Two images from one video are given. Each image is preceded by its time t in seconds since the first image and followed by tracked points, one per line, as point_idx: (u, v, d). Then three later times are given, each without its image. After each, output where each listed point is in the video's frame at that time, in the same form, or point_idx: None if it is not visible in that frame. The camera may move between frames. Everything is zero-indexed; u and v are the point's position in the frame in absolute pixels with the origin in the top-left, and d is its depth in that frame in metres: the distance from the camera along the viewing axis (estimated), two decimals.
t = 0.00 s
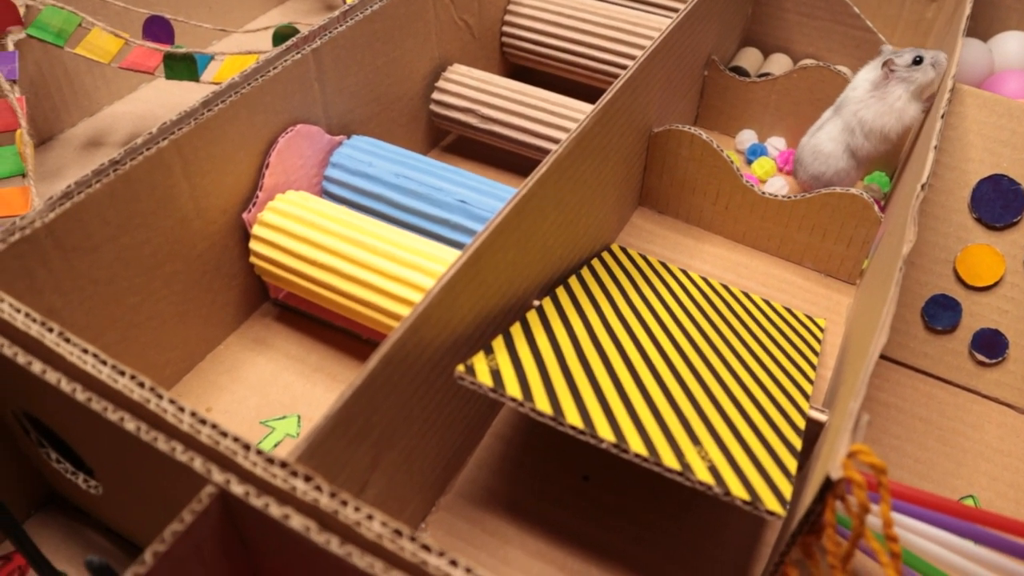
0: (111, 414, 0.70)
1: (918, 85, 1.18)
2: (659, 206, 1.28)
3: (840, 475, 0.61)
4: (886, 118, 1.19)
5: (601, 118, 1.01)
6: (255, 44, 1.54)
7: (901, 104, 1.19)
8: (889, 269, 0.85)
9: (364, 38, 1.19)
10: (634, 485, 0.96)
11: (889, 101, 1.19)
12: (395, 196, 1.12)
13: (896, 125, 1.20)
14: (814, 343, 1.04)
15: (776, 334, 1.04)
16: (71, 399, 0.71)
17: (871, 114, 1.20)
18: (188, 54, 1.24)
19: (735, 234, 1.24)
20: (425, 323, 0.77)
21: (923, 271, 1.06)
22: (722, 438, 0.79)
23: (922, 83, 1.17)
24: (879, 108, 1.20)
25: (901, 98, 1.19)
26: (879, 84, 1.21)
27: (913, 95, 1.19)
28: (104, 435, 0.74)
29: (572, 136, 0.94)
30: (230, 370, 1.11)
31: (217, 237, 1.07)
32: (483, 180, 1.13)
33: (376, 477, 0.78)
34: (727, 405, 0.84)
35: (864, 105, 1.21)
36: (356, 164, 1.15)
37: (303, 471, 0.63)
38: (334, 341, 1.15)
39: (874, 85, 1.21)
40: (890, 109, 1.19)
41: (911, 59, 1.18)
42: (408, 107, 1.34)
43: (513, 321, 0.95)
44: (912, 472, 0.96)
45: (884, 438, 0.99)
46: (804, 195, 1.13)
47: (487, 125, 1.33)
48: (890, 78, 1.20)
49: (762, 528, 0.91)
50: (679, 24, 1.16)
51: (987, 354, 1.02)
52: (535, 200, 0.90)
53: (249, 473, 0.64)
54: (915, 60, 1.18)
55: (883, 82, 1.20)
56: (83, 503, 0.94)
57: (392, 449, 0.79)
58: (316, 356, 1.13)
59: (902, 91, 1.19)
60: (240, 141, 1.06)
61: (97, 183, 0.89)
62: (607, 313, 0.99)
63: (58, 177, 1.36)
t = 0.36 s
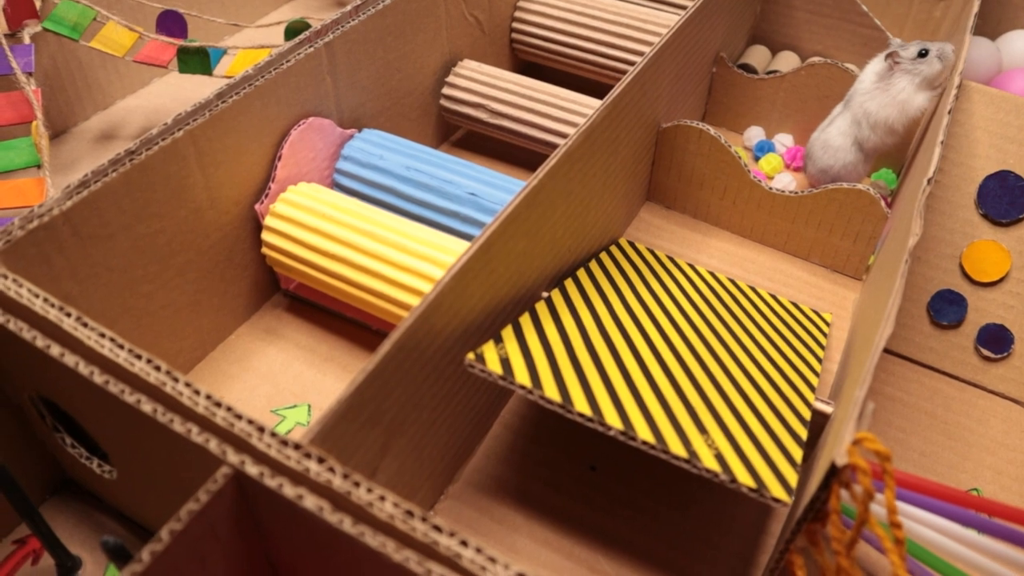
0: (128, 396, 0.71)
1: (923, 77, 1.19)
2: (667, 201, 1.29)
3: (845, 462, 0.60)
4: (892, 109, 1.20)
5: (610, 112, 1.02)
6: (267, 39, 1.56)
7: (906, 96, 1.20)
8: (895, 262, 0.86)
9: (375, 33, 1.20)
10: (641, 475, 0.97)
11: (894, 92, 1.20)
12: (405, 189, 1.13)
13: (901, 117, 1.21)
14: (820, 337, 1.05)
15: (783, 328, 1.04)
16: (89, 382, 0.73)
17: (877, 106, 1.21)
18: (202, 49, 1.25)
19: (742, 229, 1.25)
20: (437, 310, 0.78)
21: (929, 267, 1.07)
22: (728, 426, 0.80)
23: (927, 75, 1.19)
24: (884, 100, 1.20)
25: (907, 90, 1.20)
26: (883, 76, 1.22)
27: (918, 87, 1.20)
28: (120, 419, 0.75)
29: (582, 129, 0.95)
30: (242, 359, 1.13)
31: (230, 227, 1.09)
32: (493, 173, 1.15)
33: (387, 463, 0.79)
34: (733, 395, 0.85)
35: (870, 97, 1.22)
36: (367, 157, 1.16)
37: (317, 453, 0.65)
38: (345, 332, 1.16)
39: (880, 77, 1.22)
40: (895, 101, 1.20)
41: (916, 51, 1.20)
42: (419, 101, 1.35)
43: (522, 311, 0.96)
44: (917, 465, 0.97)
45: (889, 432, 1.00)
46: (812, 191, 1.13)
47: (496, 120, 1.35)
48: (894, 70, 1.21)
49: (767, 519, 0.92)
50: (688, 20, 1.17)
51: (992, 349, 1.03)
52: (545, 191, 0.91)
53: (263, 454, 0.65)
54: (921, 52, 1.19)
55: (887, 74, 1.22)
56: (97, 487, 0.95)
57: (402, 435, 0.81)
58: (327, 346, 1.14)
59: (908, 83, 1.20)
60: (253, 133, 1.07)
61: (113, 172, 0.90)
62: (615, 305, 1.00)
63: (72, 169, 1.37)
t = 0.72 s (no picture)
0: (137, 388, 0.72)
1: (925, 73, 1.18)
2: (671, 199, 1.30)
3: (848, 456, 0.60)
4: (893, 107, 1.20)
5: (615, 109, 1.02)
6: (273, 36, 1.56)
7: (908, 92, 1.19)
8: (898, 259, 0.86)
9: (381, 31, 1.21)
10: (644, 471, 0.97)
11: (896, 89, 1.20)
12: (411, 185, 1.14)
13: (904, 113, 1.20)
14: (823, 335, 1.05)
15: (786, 325, 1.05)
16: (97, 374, 0.73)
17: (878, 103, 1.21)
18: (208, 47, 1.25)
19: (746, 227, 1.25)
20: (443, 305, 0.79)
21: (932, 265, 1.07)
22: (730, 421, 0.80)
23: (929, 70, 1.18)
24: (885, 97, 1.20)
25: (909, 86, 1.19)
26: (885, 73, 1.22)
27: (921, 82, 1.19)
28: (128, 411, 0.76)
29: (586, 126, 0.96)
30: (247, 354, 1.13)
31: (236, 223, 1.10)
32: (498, 170, 1.15)
33: (392, 456, 0.80)
34: (737, 391, 0.86)
35: (872, 95, 1.22)
36: (373, 154, 1.17)
37: (324, 445, 0.65)
38: (350, 328, 1.17)
39: (882, 73, 1.22)
40: (897, 98, 1.20)
41: (917, 47, 1.19)
42: (424, 99, 1.36)
43: (526, 307, 0.97)
44: (920, 462, 0.97)
45: (891, 429, 1.00)
46: (815, 189, 1.14)
47: (501, 118, 1.35)
48: (897, 65, 1.21)
49: (771, 515, 0.92)
50: (693, 19, 1.18)
51: (995, 347, 1.03)
52: (549, 187, 0.91)
53: (270, 446, 0.66)
54: (922, 47, 1.18)
55: (889, 70, 1.21)
56: (103, 481, 0.96)
57: (407, 429, 0.81)
58: (332, 342, 1.15)
59: (909, 79, 1.19)
60: (259, 129, 1.08)
61: (122, 168, 0.91)
62: (619, 301, 1.01)
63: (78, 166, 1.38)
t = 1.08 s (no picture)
0: (139, 387, 0.72)
1: (922, 77, 1.19)
2: (674, 199, 1.30)
3: (850, 455, 0.60)
4: (887, 108, 1.20)
5: (617, 109, 1.02)
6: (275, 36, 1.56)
7: (904, 94, 1.20)
8: (900, 259, 0.86)
9: (383, 30, 1.21)
10: (645, 470, 0.97)
11: (893, 90, 1.20)
12: (413, 185, 1.14)
13: (899, 115, 1.21)
14: (825, 335, 1.05)
15: (788, 324, 1.05)
16: (100, 373, 0.73)
17: (874, 103, 1.21)
18: (210, 47, 1.25)
19: (748, 227, 1.25)
20: (445, 305, 0.78)
21: (934, 265, 1.07)
22: (732, 420, 0.80)
23: (927, 75, 1.19)
24: (882, 97, 1.20)
25: (906, 88, 1.19)
26: (884, 74, 1.21)
27: (918, 85, 1.20)
28: (130, 410, 0.76)
29: (588, 127, 0.96)
30: (250, 353, 1.13)
31: (238, 222, 1.10)
32: (500, 169, 1.15)
33: (395, 455, 0.80)
34: (739, 391, 0.86)
35: (868, 95, 1.21)
36: (375, 154, 1.17)
37: (326, 445, 0.65)
38: (353, 327, 1.17)
39: (880, 74, 1.21)
40: (893, 99, 1.20)
41: (916, 50, 1.19)
42: (426, 99, 1.36)
43: (528, 308, 0.97)
44: (922, 462, 0.97)
45: (894, 429, 1.00)
46: (817, 189, 1.14)
47: (503, 117, 1.35)
48: (895, 67, 1.20)
49: (773, 515, 0.92)
50: (695, 19, 1.18)
51: (998, 347, 1.03)
52: (552, 186, 0.91)
53: (272, 445, 0.66)
54: (922, 52, 1.18)
55: (888, 71, 1.21)
56: (106, 480, 0.96)
57: (410, 429, 0.81)
58: (334, 341, 1.15)
59: (906, 82, 1.19)
60: (261, 129, 1.08)
61: (124, 167, 0.91)
62: (621, 300, 1.01)
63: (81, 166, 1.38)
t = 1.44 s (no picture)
0: (141, 387, 0.72)
1: (934, 73, 1.19)
2: (675, 199, 1.30)
3: (852, 455, 0.60)
4: (899, 106, 1.20)
5: (619, 108, 1.02)
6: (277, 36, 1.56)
7: (916, 92, 1.20)
8: (902, 259, 0.86)
9: (384, 31, 1.21)
10: (647, 470, 0.97)
11: (904, 88, 1.20)
12: (415, 185, 1.14)
13: (911, 113, 1.20)
14: (827, 335, 1.05)
15: (789, 324, 1.05)
16: (102, 372, 0.73)
17: (886, 102, 1.21)
18: (212, 47, 1.25)
19: (750, 227, 1.25)
20: (448, 303, 0.79)
21: (936, 265, 1.07)
22: (734, 420, 0.80)
23: (938, 70, 1.18)
24: (893, 96, 1.21)
25: (917, 86, 1.20)
26: (895, 73, 1.22)
27: (930, 82, 1.19)
28: (132, 409, 0.76)
29: (591, 126, 0.96)
30: (251, 353, 1.14)
31: (240, 222, 1.10)
32: (501, 169, 1.15)
33: (396, 455, 0.80)
34: (740, 391, 0.86)
35: (881, 94, 1.22)
36: (377, 154, 1.17)
37: (328, 444, 0.65)
38: (354, 327, 1.17)
39: (893, 73, 1.22)
40: (904, 97, 1.20)
41: (927, 47, 1.19)
42: (428, 99, 1.36)
43: (530, 307, 0.97)
44: (924, 462, 0.97)
45: (895, 429, 1.00)
46: (818, 189, 1.14)
47: (504, 117, 1.36)
48: (906, 66, 1.21)
49: (774, 515, 0.92)
50: (696, 18, 1.18)
51: (1000, 347, 1.03)
52: (553, 186, 0.91)
53: (274, 445, 0.66)
54: (932, 48, 1.19)
55: (898, 70, 1.22)
56: (107, 479, 0.96)
57: (411, 429, 0.81)
58: (336, 341, 1.15)
59: (918, 79, 1.20)
60: (263, 129, 1.08)
61: (126, 167, 0.91)
62: (623, 300, 1.01)
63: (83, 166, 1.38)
